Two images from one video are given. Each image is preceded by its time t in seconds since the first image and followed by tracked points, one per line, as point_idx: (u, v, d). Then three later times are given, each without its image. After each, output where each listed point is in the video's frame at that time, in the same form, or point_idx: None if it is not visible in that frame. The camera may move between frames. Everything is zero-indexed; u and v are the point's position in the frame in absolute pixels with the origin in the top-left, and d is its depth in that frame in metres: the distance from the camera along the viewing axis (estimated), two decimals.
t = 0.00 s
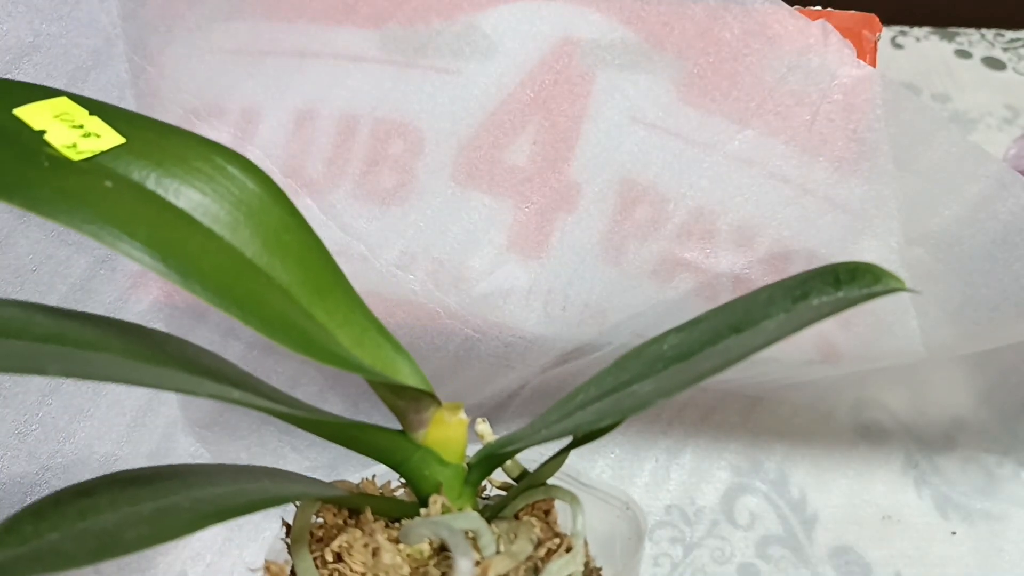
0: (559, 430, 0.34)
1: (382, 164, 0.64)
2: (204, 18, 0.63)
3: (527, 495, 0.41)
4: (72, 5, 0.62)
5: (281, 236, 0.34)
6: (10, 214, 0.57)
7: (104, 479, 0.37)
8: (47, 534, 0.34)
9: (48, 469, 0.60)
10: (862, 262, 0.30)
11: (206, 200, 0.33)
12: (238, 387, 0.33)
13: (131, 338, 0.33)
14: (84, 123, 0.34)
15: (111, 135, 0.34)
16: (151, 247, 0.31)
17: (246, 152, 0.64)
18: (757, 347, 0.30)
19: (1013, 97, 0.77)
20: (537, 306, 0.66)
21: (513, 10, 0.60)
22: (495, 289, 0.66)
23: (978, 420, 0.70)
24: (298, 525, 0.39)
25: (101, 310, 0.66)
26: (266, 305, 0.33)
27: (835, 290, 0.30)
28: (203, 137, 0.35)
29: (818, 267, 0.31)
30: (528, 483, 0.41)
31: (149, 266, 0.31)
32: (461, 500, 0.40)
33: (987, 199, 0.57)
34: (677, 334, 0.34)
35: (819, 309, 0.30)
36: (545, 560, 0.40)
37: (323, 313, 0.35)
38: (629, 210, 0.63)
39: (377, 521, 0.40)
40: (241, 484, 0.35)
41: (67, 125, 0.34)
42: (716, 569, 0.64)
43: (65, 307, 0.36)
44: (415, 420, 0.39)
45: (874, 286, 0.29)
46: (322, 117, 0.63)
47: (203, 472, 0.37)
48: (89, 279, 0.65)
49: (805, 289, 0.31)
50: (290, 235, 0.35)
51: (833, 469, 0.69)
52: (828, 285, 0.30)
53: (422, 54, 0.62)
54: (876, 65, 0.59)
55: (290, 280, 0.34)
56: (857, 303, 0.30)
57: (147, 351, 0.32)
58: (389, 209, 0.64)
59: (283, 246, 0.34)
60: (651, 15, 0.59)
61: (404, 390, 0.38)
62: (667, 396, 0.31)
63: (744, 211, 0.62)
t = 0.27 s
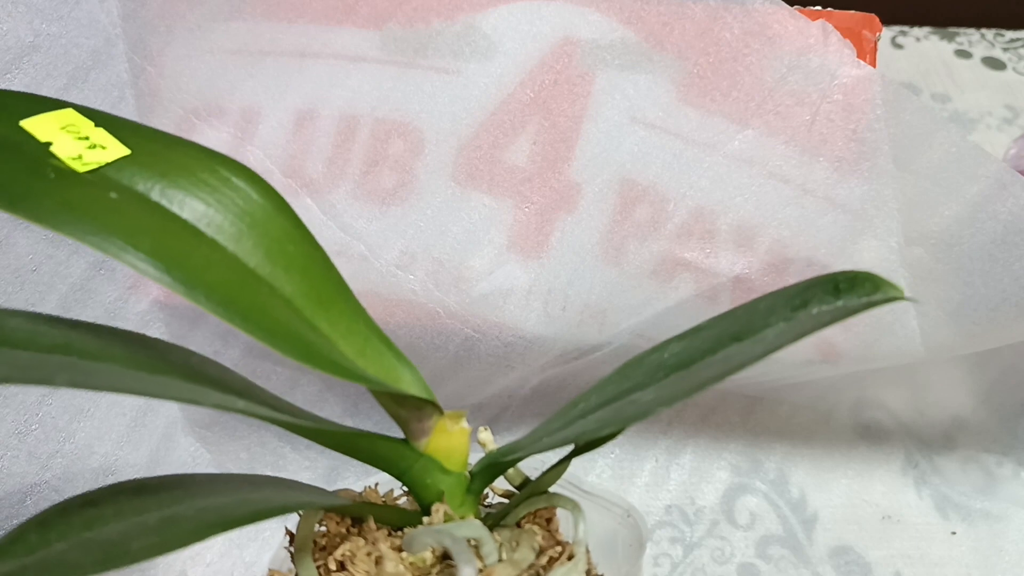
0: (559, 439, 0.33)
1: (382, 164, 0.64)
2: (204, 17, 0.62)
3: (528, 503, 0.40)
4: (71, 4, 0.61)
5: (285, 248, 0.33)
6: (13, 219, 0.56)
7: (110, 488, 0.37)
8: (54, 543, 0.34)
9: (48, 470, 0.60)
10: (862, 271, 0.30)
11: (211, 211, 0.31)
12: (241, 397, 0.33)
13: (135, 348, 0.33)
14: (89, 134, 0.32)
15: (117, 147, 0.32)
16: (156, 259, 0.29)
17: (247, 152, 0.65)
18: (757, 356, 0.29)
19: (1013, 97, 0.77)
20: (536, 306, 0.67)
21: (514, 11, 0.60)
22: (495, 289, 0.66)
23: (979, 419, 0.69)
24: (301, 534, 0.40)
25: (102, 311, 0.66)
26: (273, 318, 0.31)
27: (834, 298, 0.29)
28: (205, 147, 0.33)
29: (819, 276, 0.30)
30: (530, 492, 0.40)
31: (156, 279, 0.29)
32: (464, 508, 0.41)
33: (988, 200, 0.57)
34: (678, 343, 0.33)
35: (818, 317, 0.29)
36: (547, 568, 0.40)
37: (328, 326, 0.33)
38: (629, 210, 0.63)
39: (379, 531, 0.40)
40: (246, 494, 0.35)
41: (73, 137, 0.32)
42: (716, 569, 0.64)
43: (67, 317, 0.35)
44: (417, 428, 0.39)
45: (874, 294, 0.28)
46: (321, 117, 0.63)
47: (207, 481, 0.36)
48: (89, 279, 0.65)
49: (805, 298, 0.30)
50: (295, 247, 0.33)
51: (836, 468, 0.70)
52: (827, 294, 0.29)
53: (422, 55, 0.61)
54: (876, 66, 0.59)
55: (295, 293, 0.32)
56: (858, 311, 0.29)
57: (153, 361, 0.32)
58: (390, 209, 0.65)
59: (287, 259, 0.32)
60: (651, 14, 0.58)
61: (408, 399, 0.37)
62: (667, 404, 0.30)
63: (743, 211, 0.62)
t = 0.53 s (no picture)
0: (556, 449, 0.33)
1: (382, 164, 0.64)
2: (204, 16, 0.61)
3: (526, 512, 0.40)
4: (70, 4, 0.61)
5: (282, 256, 0.33)
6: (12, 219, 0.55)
7: (105, 496, 0.37)
8: (48, 552, 0.34)
9: (48, 471, 0.59)
10: (862, 283, 0.29)
11: (208, 218, 0.31)
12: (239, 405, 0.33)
13: (131, 355, 0.33)
14: (86, 140, 0.32)
15: (114, 154, 0.32)
16: (154, 267, 0.29)
17: (247, 152, 0.65)
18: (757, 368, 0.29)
19: (1013, 97, 0.77)
20: (536, 306, 0.67)
21: (513, 10, 0.59)
22: (495, 289, 0.67)
23: (979, 420, 0.70)
24: (298, 542, 0.41)
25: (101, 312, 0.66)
26: (270, 326, 0.31)
27: (835, 311, 0.29)
28: (202, 154, 0.33)
29: (819, 288, 0.30)
30: (528, 501, 0.41)
31: (153, 287, 0.29)
32: (461, 517, 0.40)
33: (988, 200, 0.57)
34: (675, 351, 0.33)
35: (818, 330, 0.29)
36: None
37: (326, 334, 0.33)
38: (629, 210, 0.63)
39: (376, 540, 0.41)
40: (242, 503, 0.35)
41: (71, 142, 0.32)
42: (716, 569, 0.64)
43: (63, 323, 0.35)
44: (414, 437, 0.39)
45: (874, 308, 0.28)
46: (321, 117, 0.63)
47: (201, 489, 0.37)
48: (89, 279, 0.65)
49: (804, 310, 0.30)
50: (292, 255, 0.33)
51: (836, 468, 0.70)
52: (828, 306, 0.29)
53: (422, 55, 0.61)
54: (876, 66, 0.59)
55: (292, 300, 0.32)
56: (858, 325, 0.29)
57: (148, 369, 0.32)
58: (390, 209, 0.65)
59: (284, 266, 0.32)
60: (652, 14, 0.58)
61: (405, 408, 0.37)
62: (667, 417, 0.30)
63: (743, 211, 0.62)
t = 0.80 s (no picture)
0: (556, 463, 0.33)
1: (382, 164, 0.64)
2: (203, 16, 0.61)
3: (526, 525, 0.40)
4: (70, 5, 0.60)
5: (282, 267, 0.32)
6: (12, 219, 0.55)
7: (106, 509, 0.37)
8: (50, 564, 0.34)
9: (48, 471, 0.59)
10: (858, 297, 0.30)
11: (209, 231, 0.31)
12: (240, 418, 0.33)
13: (133, 367, 0.33)
14: (88, 154, 0.32)
15: (116, 168, 0.32)
16: (154, 279, 0.29)
17: (247, 152, 0.65)
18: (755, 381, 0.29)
19: (1013, 97, 0.77)
20: (536, 306, 0.68)
21: (513, 10, 0.59)
22: (495, 289, 0.67)
23: (978, 419, 0.69)
24: (299, 554, 0.42)
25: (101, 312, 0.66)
26: (271, 339, 0.31)
27: (831, 324, 0.29)
28: (204, 167, 0.33)
29: (815, 302, 0.30)
30: (528, 514, 0.41)
31: (153, 300, 0.29)
32: (462, 530, 0.40)
33: (988, 200, 0.57)
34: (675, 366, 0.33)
35: (815, 344, 0.29)
36: None
37: (326, 346, 0.33)
38: (629, 210, 0.63)
39: (377, 553, 0.41)
40: (245, 515, 0.35)
41: (72, 156, 0.31)
42: (716, 569, 0.64)
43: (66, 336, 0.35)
44: (416, 450, 0.39)
45: (870, 321, 0.28)
46: (321, 117, 0.63)
47: (202, 502, 0.37)
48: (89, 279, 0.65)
49: (801, 323, 0.30)
50: (292, 267, 0.33)
51: (836, 468, 0.70)
52: (824, 319, 0.29)
53: (422, 55, 0.61)
54: (876, 66, 0.59)
55: (292, 312, 0.32)
56: (854, 338, 0.29)
57: (151, 382, 0.32)
58: (390, 209, 0.65)
59: (284, 278, 0.32)
60: (652, 14, 0.58)
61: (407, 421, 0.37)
62: (666, 429, 0.30)
63: (743, 211, 0.62)
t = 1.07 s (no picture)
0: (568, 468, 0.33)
1: (382, 164, 0.64)
2: (204, 16, 0.61)
3: (536, 530, 0.40)
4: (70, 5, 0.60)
5: (296, 271, 0.32)
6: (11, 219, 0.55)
7: (118, 510, 0.37)
8: (64, 565, 0.34)
9: (48, 471, 0.59)
10: (874, 305, 0.29)
11: (224, 234, 0.31)
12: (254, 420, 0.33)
13: (146, 367, 0.33)
14: (105, 156, 0.31)
15: (132, 170, 0.31)
16: (171, 282, 0.29)
17: (247, 152, 0.65)
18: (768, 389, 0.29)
19: (1013, 97, 0.77)
20: (536, 306, 0.68)
21: (513, 10, 0.59)
22: (495, 289, 0.67)
23: (979, 419, 0.69)
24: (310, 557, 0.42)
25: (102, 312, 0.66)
26: (285, 343, 0.31)
27: (846, 331, 0.28)
28: (219, 170, 0.33)
29: (831, 308, 0.30)
30: (539, 518, 0.40)
31: (170, 303, 0.29)
32: (473, 533, 0.40)
33: (988, 200, 0.57)
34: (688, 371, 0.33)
35: (830, 352, 0.28)
36: None
37: (340, 351, 0.33)
38: (629, 210, 0.63)
39: (388, 555, 0.41)
40: (256, 517, 0.35)
41: (88, 158, 0.31)
42: (716, 569, 0.64)
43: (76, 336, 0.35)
44: (427, 453, 0.39)
45: (886, 329, 0.28)
46: (321, 117, 0.63)
47: (214, 503, 0.37)
48: (89, 279, 0.65)
49: (816, 330, 0.29)
50: (306, 271, 0.33)
51: (836, 468, 0.70)
52: (839, 327, 0.29)
53: (422, 55, 0.61)
54: (876, 66, 0.59)
55: (306, 316, 0.32)
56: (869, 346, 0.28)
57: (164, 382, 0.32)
58: (390, 209, 0.65)
59: (298, 282, 0.32)
60: (652, 14, 0.58)
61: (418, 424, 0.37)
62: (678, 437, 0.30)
63: (743, 211, 0.62)
